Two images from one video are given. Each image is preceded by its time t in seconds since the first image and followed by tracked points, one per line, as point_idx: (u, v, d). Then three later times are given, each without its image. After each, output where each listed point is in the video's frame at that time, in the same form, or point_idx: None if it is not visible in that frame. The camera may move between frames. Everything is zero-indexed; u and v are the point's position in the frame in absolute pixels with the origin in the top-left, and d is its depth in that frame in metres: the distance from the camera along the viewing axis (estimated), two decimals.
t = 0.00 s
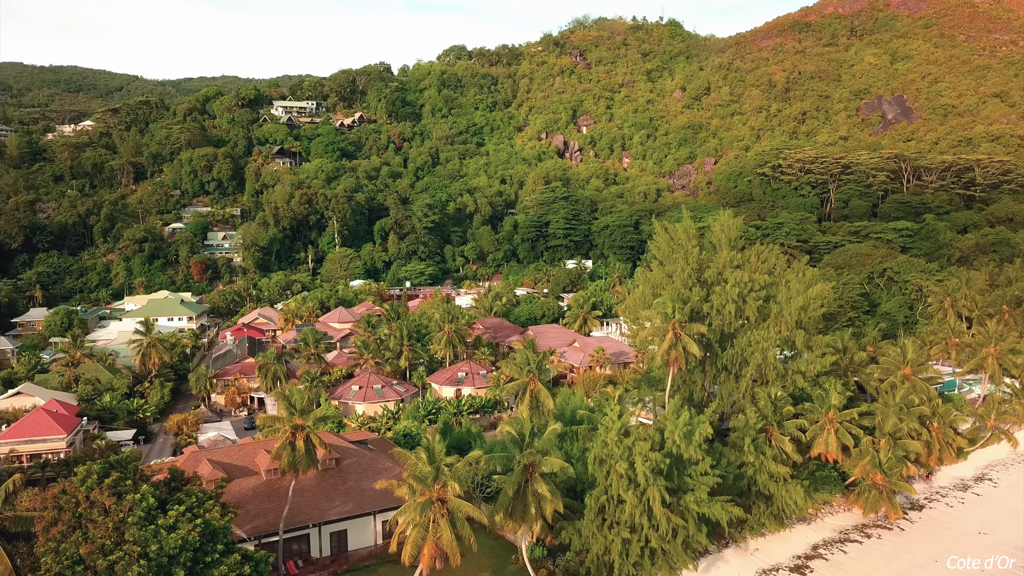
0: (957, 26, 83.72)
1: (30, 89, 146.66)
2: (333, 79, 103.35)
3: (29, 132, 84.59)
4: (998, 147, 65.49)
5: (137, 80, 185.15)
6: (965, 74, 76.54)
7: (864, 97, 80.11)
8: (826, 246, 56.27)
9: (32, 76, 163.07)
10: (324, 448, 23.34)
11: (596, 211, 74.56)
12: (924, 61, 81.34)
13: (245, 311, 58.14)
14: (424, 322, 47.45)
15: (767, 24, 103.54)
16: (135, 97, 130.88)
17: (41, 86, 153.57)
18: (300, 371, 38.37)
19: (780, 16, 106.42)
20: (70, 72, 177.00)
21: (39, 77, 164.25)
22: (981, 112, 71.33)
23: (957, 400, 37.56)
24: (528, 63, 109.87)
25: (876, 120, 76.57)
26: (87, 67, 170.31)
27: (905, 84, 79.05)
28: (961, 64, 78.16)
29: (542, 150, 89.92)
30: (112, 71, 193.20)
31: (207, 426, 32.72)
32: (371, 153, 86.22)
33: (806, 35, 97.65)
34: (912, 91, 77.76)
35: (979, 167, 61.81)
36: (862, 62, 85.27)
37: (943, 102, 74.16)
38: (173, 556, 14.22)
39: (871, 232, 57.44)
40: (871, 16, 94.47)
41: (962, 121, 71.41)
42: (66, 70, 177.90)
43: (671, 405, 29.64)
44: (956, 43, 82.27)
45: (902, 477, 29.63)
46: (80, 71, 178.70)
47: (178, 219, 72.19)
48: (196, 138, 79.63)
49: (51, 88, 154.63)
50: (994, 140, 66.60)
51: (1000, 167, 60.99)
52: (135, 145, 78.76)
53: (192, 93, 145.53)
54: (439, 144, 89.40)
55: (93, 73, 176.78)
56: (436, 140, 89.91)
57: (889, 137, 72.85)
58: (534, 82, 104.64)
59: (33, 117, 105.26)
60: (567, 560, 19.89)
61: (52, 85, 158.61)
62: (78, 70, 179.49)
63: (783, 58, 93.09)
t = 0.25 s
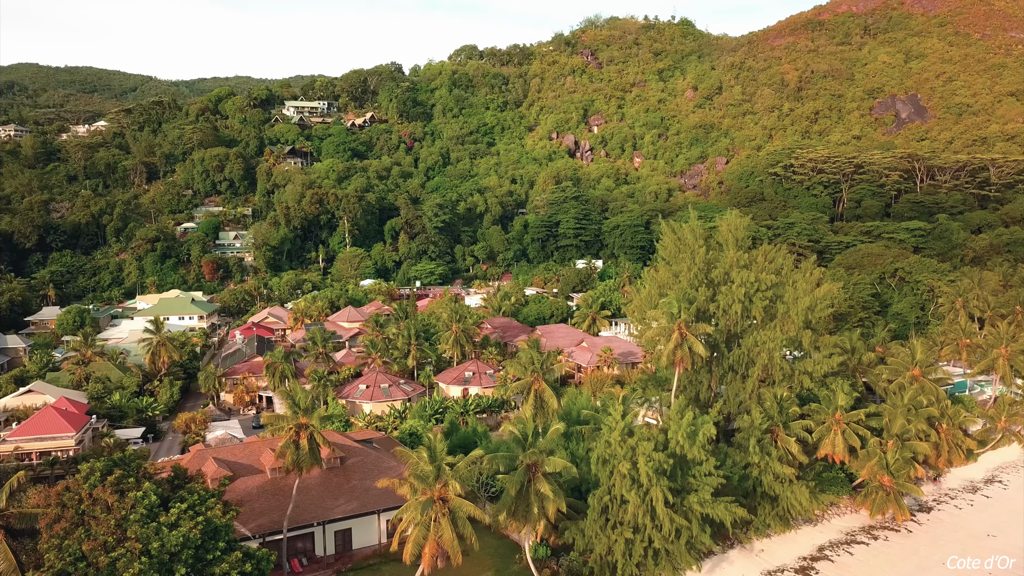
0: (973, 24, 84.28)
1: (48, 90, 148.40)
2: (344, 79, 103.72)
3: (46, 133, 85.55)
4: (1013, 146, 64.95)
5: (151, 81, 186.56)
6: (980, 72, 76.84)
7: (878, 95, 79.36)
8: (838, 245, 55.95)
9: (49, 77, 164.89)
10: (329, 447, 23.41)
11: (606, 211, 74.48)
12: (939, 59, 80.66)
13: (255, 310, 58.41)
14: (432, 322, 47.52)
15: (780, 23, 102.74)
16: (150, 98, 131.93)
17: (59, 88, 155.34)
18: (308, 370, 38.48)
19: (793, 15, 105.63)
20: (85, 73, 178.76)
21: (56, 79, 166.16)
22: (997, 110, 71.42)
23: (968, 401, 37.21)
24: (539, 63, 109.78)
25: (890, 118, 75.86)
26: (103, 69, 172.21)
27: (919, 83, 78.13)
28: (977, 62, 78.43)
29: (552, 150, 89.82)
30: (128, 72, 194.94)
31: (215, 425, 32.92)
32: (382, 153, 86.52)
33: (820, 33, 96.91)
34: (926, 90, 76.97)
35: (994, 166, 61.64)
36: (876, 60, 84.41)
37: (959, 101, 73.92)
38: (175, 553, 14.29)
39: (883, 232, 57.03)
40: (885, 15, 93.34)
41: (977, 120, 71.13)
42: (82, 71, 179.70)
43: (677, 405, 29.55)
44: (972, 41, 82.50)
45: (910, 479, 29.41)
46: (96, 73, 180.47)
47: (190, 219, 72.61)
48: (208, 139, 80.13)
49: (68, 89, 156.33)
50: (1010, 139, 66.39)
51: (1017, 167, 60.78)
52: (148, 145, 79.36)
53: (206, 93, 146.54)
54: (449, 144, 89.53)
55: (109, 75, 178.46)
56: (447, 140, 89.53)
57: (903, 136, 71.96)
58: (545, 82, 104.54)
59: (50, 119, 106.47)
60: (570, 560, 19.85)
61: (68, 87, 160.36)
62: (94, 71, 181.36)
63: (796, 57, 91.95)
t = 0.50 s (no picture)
0: (988, 23, 83.38)
1: (64, 91, 149.95)
2: (355, 79, 104.13)
3: (60, 134, 86.34)
4: None
5: (165, 81, 187.88)
6: (996, 71, 75.82)
7: (890, 95, 78.71)
8: (849, 245, 55.58)
9: (65, 78, 166.48)
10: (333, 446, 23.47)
11: (616, 211, 74.36)
12: (953, 58, 79.43)
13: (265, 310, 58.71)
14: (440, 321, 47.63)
15: (793, 21, 102.01)
16: (164, 98, 132.94)
17: (75, 89, 156.84)
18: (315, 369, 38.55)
19: (806, 14, 104.72)
20: (100, 73, 180.46)
21: (72, 80, 167.79)
22: (1012, 110, 70.81)
23: (979, 403, 36.90)
24: (550, 63, 109.80)
25: (903, 117, 75.20)
26: (118, 69, 173.83)
27: (933, 82, 77.19)
28: (992, 61, 77.40)
29: (563, 149, 89.78)
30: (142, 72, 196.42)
31: (223, 423, 33.16)
32: (392, 153, 86.86)
33: (832, 32, 96.18)
34: (940, 88, 76.05)
35: (1009, 165, 61.60)
36: (889, 59, 83.53)
37: (973, 99, 72.94)
38: (176, 551, 14.41)
39: (895, 233, 56.64)
40: (899, 13, 92.34)
41: (991, 119, 70.42)
42: (97, 71, 181.28)
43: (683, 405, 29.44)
44: (987, 40, 81.42)
45: (918, 480, 29.19)
46: (110, 74, 182.01)
47: (201, 218, 72.97)
48: (220, 139, 80.61)
49: (84, 90, 157.90)
50: None
51: None
52: (160, 145, 79.85)
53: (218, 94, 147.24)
54: (460, 144, 89.69)
55: (123, 75, 180.33)
56: (457, 140, 90.51)
57: (916, 136, 71.31)
58: (556, 81, 104.52)
59: (66, 119, 107.47)
60: (574, 560, 19.81)
61: (84, 88, 161.97)
62: (109, 72, 183.00)
63: (809, 56, 91.12)
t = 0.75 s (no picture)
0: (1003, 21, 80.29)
1: (80, 93, 151.60)
2: (366, 79, 103.64)
3: (75, 134, 87.17)
4: None
5: (179, 82, 189.27)
6: (1012, 70, 73.22)
7: (903, 95, 77.70)
8: (861, 246, 55.30)
9: (80, 79, 168.18)
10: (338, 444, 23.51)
11: (626, 211, 74.29)
12: (967, 57, 77.53)
13: (274, 309, 58.98)
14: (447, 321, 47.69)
15: (806, 20, 101.44)
16: (177, 98, 133.89)
17: (90, 90, 158.46)
18: (322, 369, 38.67)
19: (820, 13, 103.79)
20: (113, 73, 182.03)
21: (87, 81, 169.57)
22: None
23: (989, 404, 36.62)
24: (561, 62, 109.75)
25: (916, 117, 74.19)
26: (133, 70, 175.57)
27: (947, 81, 75.55)
28: (1008, 60, 74.59)
29: (574, 149, 89.76)
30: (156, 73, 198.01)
31: (231, 422, 33.43)
32: (403, 153, 87.16)
33: (845, 31, 95.46)
34: (954, 87, 74.49)
35: None
36: (902, 59, 82.35)
37: (987, 98, 71.13)
38: (177, 548, 14.49)
39: (907, 233, 56.16)
40: (913, 11, 90.78)
41: (1006, 118, 68.49)
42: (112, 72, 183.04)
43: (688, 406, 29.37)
44: (1002, 38, 78.51)
45: (925, 482, 28.99)
46: (124, 74, 183.53)
47: (213, 218, 73.39)
48: (231, 139, 81.07)
49: (100, 92, 159.57)
50: None
51: None
52: (172, 145, 80.41)
53: (231, 94, 148.06)
54: (470, 144, 89.86)
55: (136, 75, 181.83)
56: (467, 140, 90.85)
57: (929, 135, 70.52)
58: (567, 81, 104.47)
59: (80, 119, 108.51)
60: (577, 560, 19.81)
61: (99, 90, 163.60)
62: (124, 73, 184.68)
63: (821, 55, 90.59)
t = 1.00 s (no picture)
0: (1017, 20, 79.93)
1: (94, 93, 152.81)
2: (377, 79, 104.67)
3: (87, 134, 87.81)
4: None
5: (190, 83, 190.51)
6: None
7: (916, 93, 76.97)
8: (872, 246, 54.95)
9: (92, 80, 169.66)
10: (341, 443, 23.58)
11: (637, 210, 74.07)
12: (981, 56, 76.78)
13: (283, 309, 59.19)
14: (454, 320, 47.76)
15: (818, 19, 100.50)
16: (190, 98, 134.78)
17: (102, 91, 159.92)
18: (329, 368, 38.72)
19: (832, 11, 102.80)
20: (126, 74, 183.62)
21: (101, 82, 171.06)
22: None
23: (998, 405, 36.33)
24: (571, 62, 109.65)
25: (929, 117, 73.53)
26: (145, 70, 177.03)
27: (959, 80, 74.77)
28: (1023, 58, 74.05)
29: (583, 148, 89.70)
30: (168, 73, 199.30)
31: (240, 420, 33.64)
32: (413, 153, 87.44)
33: (857, 30, 94.54)
34: (967, 87, 73.80)
35: None
36: (915, 57, 81.55)
37: (1001, 97, 70.67)
38: (178, 545, 14.57)
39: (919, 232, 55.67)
40: (926, 9, 89.04)
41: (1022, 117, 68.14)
42: (124, 73, 184.70)
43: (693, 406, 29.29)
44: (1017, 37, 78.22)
45: (931, 484, 28.80)
46: (136, 75, 185.29)
47: (223, 218, 73.77)
48: (242, 139, 81.47)
49: (113, 92, 161.05)
50: None
51: None
52: (183, 145, 80.84)
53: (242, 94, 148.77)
54: (480, 144, 89.98)
55: (149, 76, 183.23)
56: (477, 140, 91.03)
57: (941, 135, 69.82)
58: (577, 80, 104.36)
59: (93, 120, 109.37)
60: (579, 559, 19.80)
61: (112, 91, 164.85)
62: (136, 73, 186.70)
63: (833, 54, 89.74)
